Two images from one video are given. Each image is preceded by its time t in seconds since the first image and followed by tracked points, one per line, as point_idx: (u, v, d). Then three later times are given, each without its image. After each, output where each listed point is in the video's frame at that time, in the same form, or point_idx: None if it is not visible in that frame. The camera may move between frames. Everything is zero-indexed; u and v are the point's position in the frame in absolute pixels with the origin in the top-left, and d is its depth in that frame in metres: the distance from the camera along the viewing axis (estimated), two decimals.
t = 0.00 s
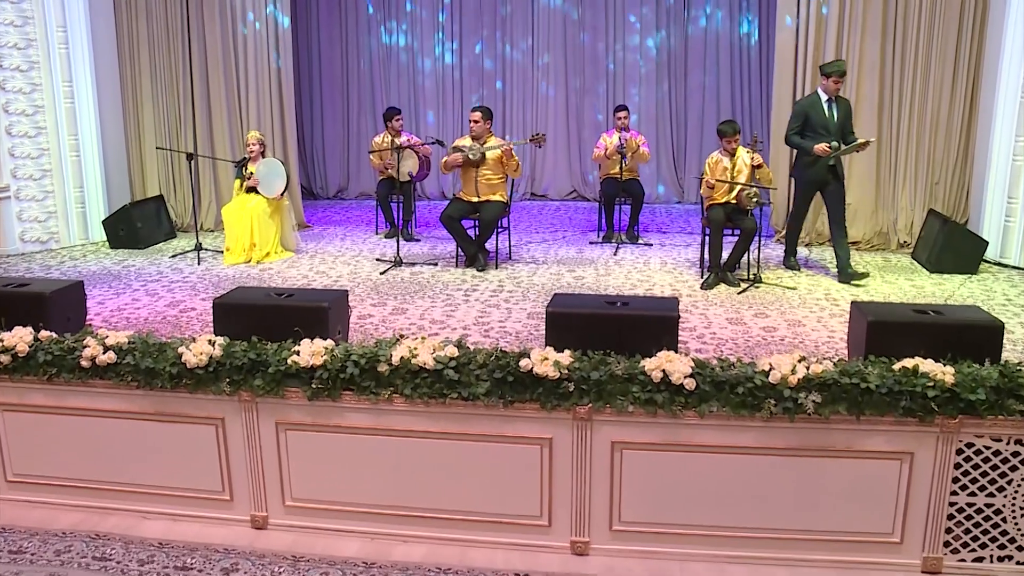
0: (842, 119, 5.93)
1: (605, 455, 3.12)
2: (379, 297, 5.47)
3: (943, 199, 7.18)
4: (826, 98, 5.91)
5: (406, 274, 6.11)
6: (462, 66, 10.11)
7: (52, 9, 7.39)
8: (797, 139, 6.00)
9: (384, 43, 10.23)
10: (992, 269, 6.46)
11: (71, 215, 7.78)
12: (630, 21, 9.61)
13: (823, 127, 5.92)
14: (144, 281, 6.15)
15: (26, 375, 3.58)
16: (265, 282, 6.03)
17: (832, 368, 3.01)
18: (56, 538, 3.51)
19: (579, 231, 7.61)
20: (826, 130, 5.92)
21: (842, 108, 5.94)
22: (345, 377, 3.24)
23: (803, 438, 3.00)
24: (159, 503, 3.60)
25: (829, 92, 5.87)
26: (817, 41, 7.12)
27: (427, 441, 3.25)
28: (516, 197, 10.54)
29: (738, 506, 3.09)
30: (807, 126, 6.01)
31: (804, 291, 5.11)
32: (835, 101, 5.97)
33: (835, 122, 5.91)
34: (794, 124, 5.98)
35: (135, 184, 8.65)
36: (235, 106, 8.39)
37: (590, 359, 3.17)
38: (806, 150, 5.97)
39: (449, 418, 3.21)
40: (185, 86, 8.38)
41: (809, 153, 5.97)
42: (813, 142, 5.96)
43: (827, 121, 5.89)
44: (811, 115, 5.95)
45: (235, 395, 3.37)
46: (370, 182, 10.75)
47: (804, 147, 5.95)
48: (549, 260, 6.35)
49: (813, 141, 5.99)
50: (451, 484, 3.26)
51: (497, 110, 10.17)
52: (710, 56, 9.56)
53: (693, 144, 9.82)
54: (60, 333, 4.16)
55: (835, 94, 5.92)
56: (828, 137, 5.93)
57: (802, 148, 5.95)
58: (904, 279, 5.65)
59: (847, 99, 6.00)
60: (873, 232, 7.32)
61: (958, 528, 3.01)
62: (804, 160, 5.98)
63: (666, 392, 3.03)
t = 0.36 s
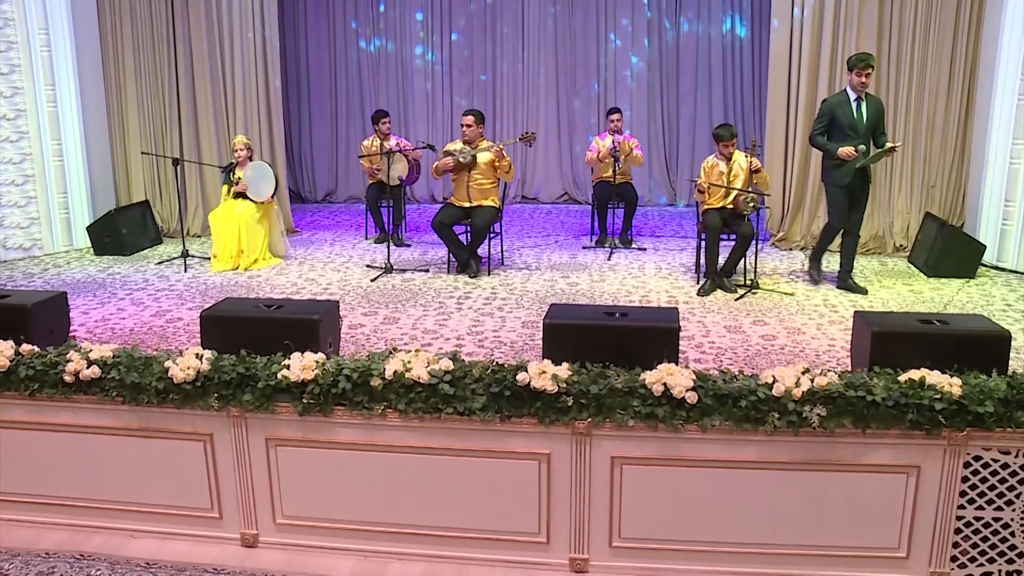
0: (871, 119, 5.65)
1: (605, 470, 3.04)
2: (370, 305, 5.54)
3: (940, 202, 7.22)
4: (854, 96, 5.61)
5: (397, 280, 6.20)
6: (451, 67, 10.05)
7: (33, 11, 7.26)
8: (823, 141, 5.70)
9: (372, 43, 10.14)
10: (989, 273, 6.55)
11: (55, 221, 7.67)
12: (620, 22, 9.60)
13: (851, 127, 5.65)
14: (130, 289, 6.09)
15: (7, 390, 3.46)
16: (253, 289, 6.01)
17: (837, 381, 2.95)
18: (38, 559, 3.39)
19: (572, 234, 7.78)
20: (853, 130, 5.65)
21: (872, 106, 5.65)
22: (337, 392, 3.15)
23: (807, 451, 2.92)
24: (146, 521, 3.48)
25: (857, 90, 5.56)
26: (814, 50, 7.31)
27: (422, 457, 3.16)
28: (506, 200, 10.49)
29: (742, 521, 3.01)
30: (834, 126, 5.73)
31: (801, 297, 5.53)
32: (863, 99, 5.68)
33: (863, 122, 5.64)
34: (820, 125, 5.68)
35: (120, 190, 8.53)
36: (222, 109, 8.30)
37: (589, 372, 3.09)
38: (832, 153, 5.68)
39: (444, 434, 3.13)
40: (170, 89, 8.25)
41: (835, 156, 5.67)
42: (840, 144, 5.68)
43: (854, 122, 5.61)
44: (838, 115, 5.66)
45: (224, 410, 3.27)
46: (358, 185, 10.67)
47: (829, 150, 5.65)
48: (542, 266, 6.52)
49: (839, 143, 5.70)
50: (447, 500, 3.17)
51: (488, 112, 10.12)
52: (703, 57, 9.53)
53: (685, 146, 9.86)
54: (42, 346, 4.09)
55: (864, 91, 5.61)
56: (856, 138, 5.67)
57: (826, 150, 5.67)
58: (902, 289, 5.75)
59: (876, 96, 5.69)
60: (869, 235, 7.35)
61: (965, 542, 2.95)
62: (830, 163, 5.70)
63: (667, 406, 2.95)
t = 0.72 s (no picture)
0: (887, 126, 5.45)
1: (599, 482, 2.97)
2: (358, 311, 5.48)
3: (931, 204, 7.26)
4: (868, 104, 5.43)
5: (386, 285, 6.15)
6: (439, 70, 9.99)
7: (14, 12, 7.14)
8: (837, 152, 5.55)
9: (358, 43, 10.06)
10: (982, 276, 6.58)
11: (37, 226, 7.56)
12: (609, 24, 9.58)
13: (865, 136, 5.48)
14: (114, 296, 6.00)
15: None
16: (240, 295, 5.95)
17: (834, 390, 2.91)
18: None
19: (562, 237, 7.79)
20: (868, 139, 5.48)
21: (887, 113, 5.46)
22: (326, 404, 3.05)
23: (805, 461, 2.87)
24: (131, 535, 3.32)
25: (868, 98, 5.39)
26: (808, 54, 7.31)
27: (412, 469, 3.06)
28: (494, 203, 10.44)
29: (741, 533, 2.94)
30: (850, 136, 5.56)
31: (795, 301, 5.68)
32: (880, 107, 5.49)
33: (878, 130, 5.45)
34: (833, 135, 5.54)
35: (104, 193, 8.41)
36: (208, 112, 8.21)
37: (583, 383, 3.04)
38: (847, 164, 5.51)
39: (435, 446, 3.04)
40: (155, 92, 8.15)
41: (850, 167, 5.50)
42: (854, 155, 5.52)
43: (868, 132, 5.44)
44: (852, 124, 5.50)
45: (211, 422, 3.14)
46: (346, 188, 10.61)
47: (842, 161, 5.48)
48: (533, 270, 6.50)
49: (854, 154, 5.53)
50: (439, 513, 3.07)
51: (476, 115, 10.06)
52: (693, 58, 9.51)
53: (675, 149, 9.84)
54: (23, 357, 4.04)
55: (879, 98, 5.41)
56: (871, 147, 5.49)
57: (840, 162, 5.50)
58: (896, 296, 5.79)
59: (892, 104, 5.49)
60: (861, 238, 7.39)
61: (965, 552, 2.91)
62: (846, 174, 5.54)
63: (662, 417, 2.90)
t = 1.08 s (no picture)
0: (898, 126, 5.24)
1: (595, 488, 2.92)
2: (349, 315, 5.44)
3: (924, 205, 7.32)
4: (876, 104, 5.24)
5: (377, 288, 6.12)
6: (429, 71, 9.96)
7: None
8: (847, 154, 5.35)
9: (347, 44, 10.02)
10: (974, 276, 6.64)
11: (23, 229, 7.49)
12: (599, 24, 9.56)
13: (875, 137, 5.26)
14: (101, 300, 5.94)
15: None
16: (229, 299, 5.92)
17: (830, 395, 2.89)
18: None
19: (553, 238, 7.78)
20: (878, 140, 5.26)
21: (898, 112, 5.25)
22: (317, 411, 2.99)
23: (803, 467, 2.84)
24: (118, 544, 3.21)
25: (877, 97, 5.20)
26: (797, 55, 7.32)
27: (405, 476, 3.00)
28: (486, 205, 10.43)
29: (739, 538, 2.90)
30: (860, 138, 5.36)
31: (788, 303, 5.68)
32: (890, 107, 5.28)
33: (889, 131, 5.24)
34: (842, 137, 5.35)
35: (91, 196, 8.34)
36: (196, 115, 8.17)
37: (577, 388, 3.01)
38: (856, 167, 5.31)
39: (429, 453, 2.98)
40: (142, 92, 8.08)
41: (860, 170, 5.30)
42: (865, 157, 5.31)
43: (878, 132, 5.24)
44: (861, 125, 5.31)
45: (200, 430, 3.06)
46: (335, 190, 10.57)
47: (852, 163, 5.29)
48: (524, 272, 6.49)
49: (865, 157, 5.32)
50: (433, 521, 3.01)
51: (467, 115, 10.04)
52: (683, 58, 9.51)
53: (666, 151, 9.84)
54: (9, 364, 4.07)
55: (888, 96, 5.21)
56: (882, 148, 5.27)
57: (850, 165, 5.30)
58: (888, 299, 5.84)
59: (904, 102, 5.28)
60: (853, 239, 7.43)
61: (961, 557, 2.90)
62: (857, 178, 5.33)
63: (657, 422, 2.87)
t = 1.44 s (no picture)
0: (910, 130, 5.03)
1: (594, 491, 2.92)
2: (347, 317, 5.44)
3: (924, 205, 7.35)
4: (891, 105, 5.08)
5: (375, 290, 6.11)
6: (427, 71, 9.96)
7: None
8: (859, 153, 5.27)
9: (345, 45, 10.01)
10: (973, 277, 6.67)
11: (21, 230, 7.48)
12: (598, 24, 9.55)
13: (885, 139, 5.13)
14: (98, 301, 5.93)
15: None
16: (227, 300, 5.90)
17: (830, 398, 2.89)
18: None
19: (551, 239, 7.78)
20: (888, 143, 5.12)
21: (914, 114, 5.02)
22: (315, 413, 2.98)
23: (802, 469, 2.84)
24: (115, 548, 3.20)
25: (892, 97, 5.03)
26: (795, 55, 7.35)
27: (404, 479, 2.98)
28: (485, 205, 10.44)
29: (739, 541, 2.89)
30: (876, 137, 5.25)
31: (787, 305, 5.68)
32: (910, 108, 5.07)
33: (899, 134, 5.05)
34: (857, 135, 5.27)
35: (88, 197, 8.34)
36: (194, 116, 8.15)
37: (576, 391, 3.00)
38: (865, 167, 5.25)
39: (427, 456, 2.96)
40: (140, 93, 8.06)
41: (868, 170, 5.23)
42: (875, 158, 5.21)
43: (887, 134, 5.10)
44: (874, 125, 5.19)
45: (198, 433, 3.04)
46: (333, 190, 10.57)
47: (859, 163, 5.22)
48: (523, 273, 6.50)
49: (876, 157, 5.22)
50: (432, 523, 3.00)
51: (464, 116, 10.04)
52: (681, 59, 9.50)
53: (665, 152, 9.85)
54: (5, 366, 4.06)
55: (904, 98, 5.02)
56: (893, 151, 5.10)
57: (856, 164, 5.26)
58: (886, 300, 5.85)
59: (926, 106, 5.01)
60: (852, 240, 7.45)
61: (961, 559, 2.89)
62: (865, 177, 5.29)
63: (657, 425, 2.86)
